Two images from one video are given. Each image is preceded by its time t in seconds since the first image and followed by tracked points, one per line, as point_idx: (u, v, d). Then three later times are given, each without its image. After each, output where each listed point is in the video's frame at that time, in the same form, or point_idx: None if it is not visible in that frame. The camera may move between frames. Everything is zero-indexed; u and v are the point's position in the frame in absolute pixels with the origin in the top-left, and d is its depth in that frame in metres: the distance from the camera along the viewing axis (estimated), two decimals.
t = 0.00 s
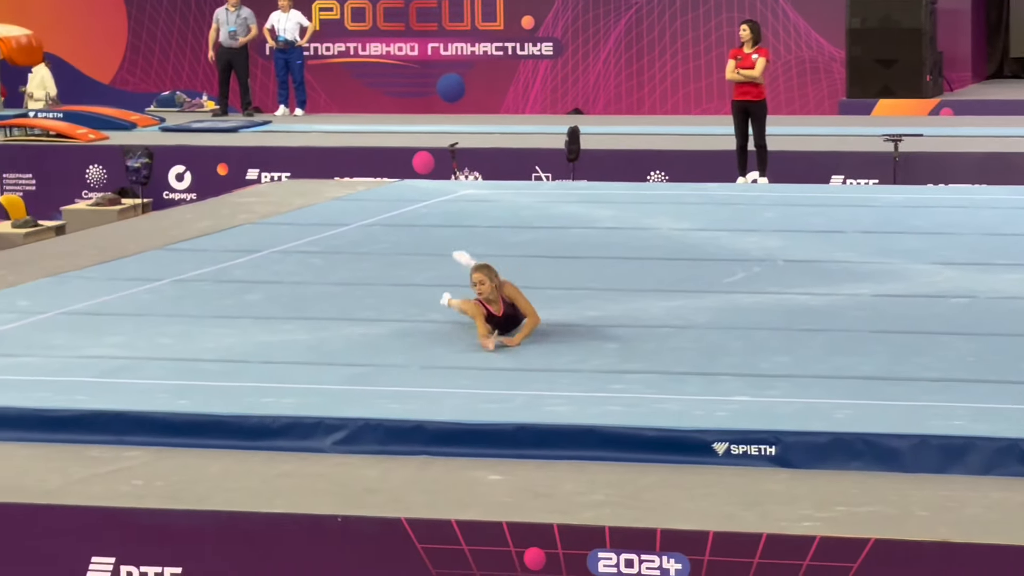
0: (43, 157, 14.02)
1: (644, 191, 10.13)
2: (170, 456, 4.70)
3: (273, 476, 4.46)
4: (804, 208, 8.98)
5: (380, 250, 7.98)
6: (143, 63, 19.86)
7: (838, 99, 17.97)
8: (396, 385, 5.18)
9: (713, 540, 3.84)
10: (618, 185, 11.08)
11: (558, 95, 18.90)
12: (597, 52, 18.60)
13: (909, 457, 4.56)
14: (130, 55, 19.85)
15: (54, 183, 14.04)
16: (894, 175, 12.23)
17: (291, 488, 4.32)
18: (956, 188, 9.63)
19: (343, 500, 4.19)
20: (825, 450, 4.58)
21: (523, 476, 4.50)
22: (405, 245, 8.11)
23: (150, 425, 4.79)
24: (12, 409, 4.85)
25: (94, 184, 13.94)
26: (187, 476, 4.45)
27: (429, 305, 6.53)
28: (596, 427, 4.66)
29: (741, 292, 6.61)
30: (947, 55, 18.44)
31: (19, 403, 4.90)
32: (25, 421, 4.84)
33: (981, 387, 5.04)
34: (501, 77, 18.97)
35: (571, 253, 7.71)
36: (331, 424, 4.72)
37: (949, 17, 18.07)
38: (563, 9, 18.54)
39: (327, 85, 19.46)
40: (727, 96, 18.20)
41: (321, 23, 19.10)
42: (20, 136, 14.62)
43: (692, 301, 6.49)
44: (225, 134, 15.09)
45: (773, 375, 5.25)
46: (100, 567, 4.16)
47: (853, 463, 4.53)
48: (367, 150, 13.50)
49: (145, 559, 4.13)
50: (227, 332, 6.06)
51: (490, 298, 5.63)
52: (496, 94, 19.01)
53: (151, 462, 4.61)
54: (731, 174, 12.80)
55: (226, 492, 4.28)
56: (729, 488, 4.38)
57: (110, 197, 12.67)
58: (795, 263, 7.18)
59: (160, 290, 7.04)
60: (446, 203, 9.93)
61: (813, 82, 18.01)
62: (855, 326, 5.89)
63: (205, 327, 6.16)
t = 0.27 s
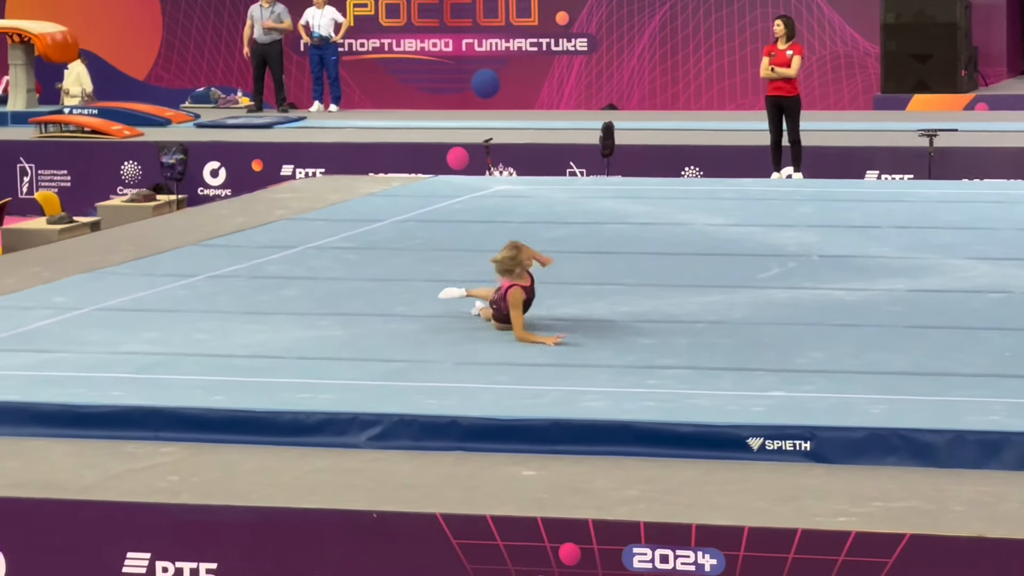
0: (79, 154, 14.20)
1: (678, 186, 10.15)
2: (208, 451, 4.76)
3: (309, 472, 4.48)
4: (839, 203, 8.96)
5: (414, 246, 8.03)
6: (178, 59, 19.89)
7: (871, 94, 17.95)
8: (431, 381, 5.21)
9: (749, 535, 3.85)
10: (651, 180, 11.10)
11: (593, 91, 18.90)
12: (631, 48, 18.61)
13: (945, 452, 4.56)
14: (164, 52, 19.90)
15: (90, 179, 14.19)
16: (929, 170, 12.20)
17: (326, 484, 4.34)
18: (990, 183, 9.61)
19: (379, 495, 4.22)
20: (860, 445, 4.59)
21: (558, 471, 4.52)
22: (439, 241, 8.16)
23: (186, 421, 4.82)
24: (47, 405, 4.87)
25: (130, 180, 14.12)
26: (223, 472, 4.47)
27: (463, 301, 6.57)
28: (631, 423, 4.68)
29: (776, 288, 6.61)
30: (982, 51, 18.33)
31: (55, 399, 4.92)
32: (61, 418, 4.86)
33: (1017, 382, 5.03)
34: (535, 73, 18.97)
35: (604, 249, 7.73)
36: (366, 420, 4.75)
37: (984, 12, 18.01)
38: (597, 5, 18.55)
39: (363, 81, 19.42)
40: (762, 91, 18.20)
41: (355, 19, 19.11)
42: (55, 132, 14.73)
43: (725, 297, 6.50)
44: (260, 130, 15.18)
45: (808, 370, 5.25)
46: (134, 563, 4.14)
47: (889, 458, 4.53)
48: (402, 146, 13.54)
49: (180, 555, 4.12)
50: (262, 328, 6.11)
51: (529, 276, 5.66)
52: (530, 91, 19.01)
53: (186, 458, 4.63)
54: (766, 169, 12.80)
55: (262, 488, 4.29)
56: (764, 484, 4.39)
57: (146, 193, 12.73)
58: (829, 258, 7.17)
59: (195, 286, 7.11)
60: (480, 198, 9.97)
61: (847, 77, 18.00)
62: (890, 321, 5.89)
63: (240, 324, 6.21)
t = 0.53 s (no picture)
0: (116, 151, 14.35)
1: (714, 183, 10.14)
2: (246, 447, 4.81)
3: (345, 469, 4.52)
4: (875, 199, 8.93)
5: (451, 242, 8.07)
6: (214, 56, 19.93)
7: (907, 90, 17.93)
8: (467, 378, 5.25)
9: (785, 532, 3.86)
10: (686, 177, 11.10)
11: (628, 87, 18.90)
12: (665, 45, 18.60)
13: (981, 449, 4.55)
14: (201, 48, 19.95)
15: (127, 176, 14.32)
16: (965, 165, 12.14)
17: (363, 481, 4.37)
18: None
19: (416, 491, 4.26)
20: (896, 442, 4.59)
21: (594, 467, 4.55)
22: (476, 237, 8.20)
23: (222, 418, 4.86)
24: (84, 401, 4.91)
25: (166, 177, 14.24)
26: (260, 469, 4.51)
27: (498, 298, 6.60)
28: (666, 419, 4.70)
29: (811, 284, 6.61)
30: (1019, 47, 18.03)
31: (92, 396, 4.97)
32: (97, 415, 4.90)
33: None
34: (571, 70, 19.00)
35: (639, 245, 7.74)
36: (401, 417, 4.79)
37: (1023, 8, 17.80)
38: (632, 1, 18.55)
39: (398, 78, 19.42)
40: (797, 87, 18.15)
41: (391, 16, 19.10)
42: (92, 129, 14.87)
43: (761, 293, 6.50)
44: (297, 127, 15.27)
45: (844, 367, 5.25)
46: (170, 561, 4.15)
47: (925, 455, 4.54)
48: (438, 142, 13.59)
49: (217, 552, 4.13)
50: (299, 325, 6.17)
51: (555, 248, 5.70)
52: (566, 88, 19.03)
53: (222, 455, 4.67)
54: (802, 165, 12.78)
55: (298, 484, 4.33)
56: (799, 480, 4.40)
57: (182, 190, 12.83)
58: (866, 254, 7.15)
59: (232, 282, 7.18)
60: (516, 195, 10.01)
61: (882, 73, 17.96)
62: (927, 317, 5.88)
63: (277, 320, 6.27)
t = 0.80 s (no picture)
0: (151, 150, 14.45)
1: (748, 182, 10.13)
2: (282, 446, 4.85)
3: (379, 468, 4.56)
4: (909, 198, 8.91)
5: (485, 242, 8.11)
6: (249, 56, 20.03)
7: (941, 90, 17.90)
8: (502, 377, 5.28)
9: (819, 532, 3.87)
10: (719, 176, 11.10)
11: (662, 86, 18.89)
12: (699, 44, 18.58)
13: (1016, 448, 4.56)
14: (235, 48, 20.03)
15: (161, 175, 14.44)
16: (1000, 164, 12.09)
17: (396, 480, 4.41)
18: None
19: (451, 490, 4.29)
20: (931, 441, 4.60)
21: (628, 467, 4.57)
22: (510, 236, 8.24)
23: (256, 417, 4.91)
24: (120, 401, 4.97)
25: (200, 177, 14.30)
26: (295, 468, 4.55)
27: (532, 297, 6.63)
28: (700, 419, 4.71)
29: (845, 283, 6.60)
30: None
31: (127, 396, 5.02)
32: (133, 414, 4.95)
33: None
34: (605, 70, 18.99)
35: (672, 245, 7.75)
36: (436, 416, 4.83)
37: None
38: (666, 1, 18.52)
39: (431, 76, 19.41)
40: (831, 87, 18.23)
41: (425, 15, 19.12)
42: (126, 129, 14.99)
43: (794, 293, 6.49)
44: (332, 126, 15.36)
45: (877, 366, 5.25)
46: (205, 560, 4.18)
47: (959, 454, 4.54)
48: (471, 142, 13.63)
49: (250, 550, 4.15)
50: (333, 324, 6.23)
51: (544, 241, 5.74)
52: (599, 88, 19.03)
53: (256, 454, 4.73)
54: (835, 164, 12.77)
55: (332, 483, 4.37)
56: (833, 480, 4.40)
57: (216, 190, 12.93)
58: (900, 254, 7.14)
59: (266, 282, 7.25)
60: (549, 194, 10.03)
61: (917, 72, 17.88)
62: (961, 317, 5.87)
63: (311, 320, 6.33)
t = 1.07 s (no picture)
0: (189, 153, 14.57)
1: (786, 185, 10.13)
2: (321, 447, 4.91)
3: (418, 470, 4.61)
4: (948, 201, 8.89)
5: (523, 244, 8.15)
6: (287, 59, 20.11)
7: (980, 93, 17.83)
8: (540, 380, 5.32)
9: (858, 535, 3.88)
10: (757, 179, 11.11)
11: (701, 88, 18.86)
12: (738, 46, 18.55)
13: None
14: (273, 50, 20.11)
15: (200, 178, 14.56)
16: None
17: (435, 482, 4.45)
18: None
19: (490, 492, 4.33)
20: (970, 444, 4.60)
21: (666, 470, 4.60)
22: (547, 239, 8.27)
23: (295, 419, 4.96)
24: (158, 404, 5.02)
25: (239, 179, 14.45)
26: (335, 471, 4.60)
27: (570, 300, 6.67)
28: (738, 422, 4.73)
29: (884, 286, 6.60)
30: None
31: (166, 398, 5.08)
32: (172, 417, 5.01)
33: None
34: (644, 73, 18.99)
35: (710, 247, 7.76)
36: (474, 419, 4.87)
37: None
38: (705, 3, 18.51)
39: (469, 79, 19.45)
40: (870, 88, 18.11)
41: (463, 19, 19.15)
42: (164, 132, 15.13)
43: (833, 295, 6.50)
44: (371, 130, 15.45)
45: (916, 368, 5.25)
46: (243, 562, 4.21)
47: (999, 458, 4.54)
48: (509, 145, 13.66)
49: (289, 553, 4.19)
50: (371, 327, 6.28)
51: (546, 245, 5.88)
52: (637, 91, 19.02)
53: (297, 456, 4.78)
54: (874, 167, 12.77)
55: (370, 486, 4.42)
56: (871, 483, 4.41)
57: (254, 193, 13.03)
58: (939, 257, 7.13)
59: (304, 285, 7.31)
60: (587, 197, 10.07)
61: (955, 75, 17.81)
62: (1000, 320, 5.86)
63: (350, 322, 6.39)
